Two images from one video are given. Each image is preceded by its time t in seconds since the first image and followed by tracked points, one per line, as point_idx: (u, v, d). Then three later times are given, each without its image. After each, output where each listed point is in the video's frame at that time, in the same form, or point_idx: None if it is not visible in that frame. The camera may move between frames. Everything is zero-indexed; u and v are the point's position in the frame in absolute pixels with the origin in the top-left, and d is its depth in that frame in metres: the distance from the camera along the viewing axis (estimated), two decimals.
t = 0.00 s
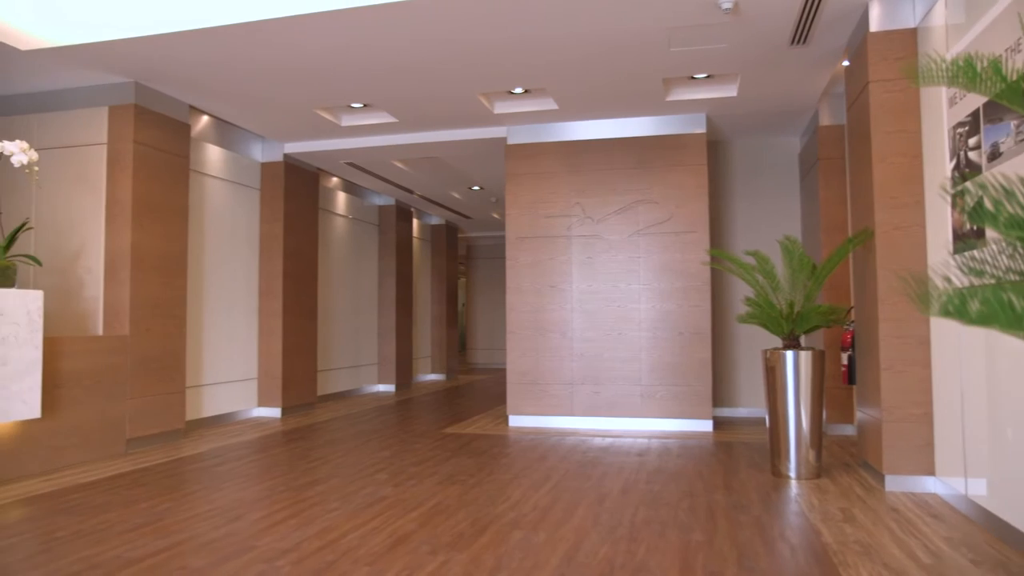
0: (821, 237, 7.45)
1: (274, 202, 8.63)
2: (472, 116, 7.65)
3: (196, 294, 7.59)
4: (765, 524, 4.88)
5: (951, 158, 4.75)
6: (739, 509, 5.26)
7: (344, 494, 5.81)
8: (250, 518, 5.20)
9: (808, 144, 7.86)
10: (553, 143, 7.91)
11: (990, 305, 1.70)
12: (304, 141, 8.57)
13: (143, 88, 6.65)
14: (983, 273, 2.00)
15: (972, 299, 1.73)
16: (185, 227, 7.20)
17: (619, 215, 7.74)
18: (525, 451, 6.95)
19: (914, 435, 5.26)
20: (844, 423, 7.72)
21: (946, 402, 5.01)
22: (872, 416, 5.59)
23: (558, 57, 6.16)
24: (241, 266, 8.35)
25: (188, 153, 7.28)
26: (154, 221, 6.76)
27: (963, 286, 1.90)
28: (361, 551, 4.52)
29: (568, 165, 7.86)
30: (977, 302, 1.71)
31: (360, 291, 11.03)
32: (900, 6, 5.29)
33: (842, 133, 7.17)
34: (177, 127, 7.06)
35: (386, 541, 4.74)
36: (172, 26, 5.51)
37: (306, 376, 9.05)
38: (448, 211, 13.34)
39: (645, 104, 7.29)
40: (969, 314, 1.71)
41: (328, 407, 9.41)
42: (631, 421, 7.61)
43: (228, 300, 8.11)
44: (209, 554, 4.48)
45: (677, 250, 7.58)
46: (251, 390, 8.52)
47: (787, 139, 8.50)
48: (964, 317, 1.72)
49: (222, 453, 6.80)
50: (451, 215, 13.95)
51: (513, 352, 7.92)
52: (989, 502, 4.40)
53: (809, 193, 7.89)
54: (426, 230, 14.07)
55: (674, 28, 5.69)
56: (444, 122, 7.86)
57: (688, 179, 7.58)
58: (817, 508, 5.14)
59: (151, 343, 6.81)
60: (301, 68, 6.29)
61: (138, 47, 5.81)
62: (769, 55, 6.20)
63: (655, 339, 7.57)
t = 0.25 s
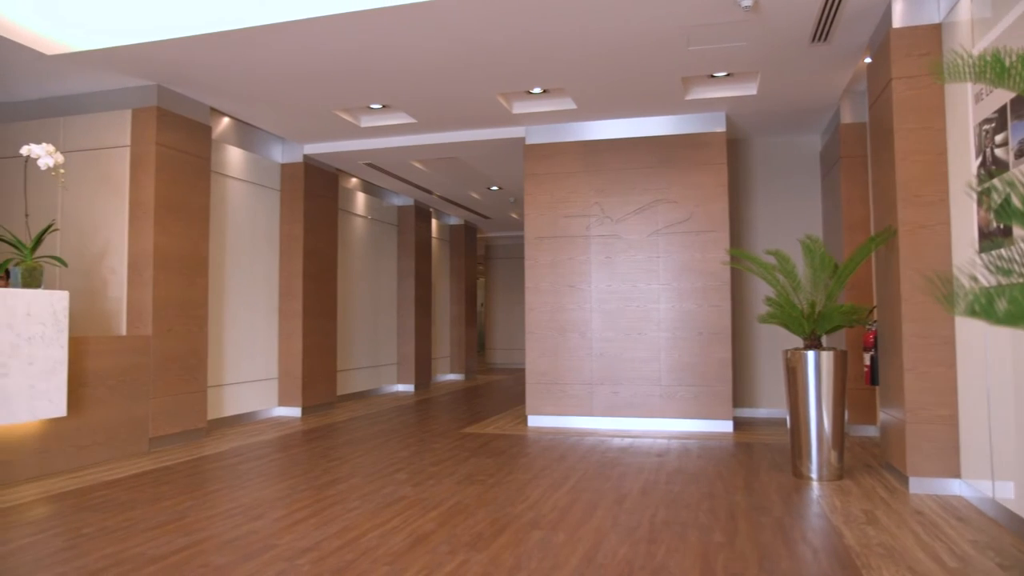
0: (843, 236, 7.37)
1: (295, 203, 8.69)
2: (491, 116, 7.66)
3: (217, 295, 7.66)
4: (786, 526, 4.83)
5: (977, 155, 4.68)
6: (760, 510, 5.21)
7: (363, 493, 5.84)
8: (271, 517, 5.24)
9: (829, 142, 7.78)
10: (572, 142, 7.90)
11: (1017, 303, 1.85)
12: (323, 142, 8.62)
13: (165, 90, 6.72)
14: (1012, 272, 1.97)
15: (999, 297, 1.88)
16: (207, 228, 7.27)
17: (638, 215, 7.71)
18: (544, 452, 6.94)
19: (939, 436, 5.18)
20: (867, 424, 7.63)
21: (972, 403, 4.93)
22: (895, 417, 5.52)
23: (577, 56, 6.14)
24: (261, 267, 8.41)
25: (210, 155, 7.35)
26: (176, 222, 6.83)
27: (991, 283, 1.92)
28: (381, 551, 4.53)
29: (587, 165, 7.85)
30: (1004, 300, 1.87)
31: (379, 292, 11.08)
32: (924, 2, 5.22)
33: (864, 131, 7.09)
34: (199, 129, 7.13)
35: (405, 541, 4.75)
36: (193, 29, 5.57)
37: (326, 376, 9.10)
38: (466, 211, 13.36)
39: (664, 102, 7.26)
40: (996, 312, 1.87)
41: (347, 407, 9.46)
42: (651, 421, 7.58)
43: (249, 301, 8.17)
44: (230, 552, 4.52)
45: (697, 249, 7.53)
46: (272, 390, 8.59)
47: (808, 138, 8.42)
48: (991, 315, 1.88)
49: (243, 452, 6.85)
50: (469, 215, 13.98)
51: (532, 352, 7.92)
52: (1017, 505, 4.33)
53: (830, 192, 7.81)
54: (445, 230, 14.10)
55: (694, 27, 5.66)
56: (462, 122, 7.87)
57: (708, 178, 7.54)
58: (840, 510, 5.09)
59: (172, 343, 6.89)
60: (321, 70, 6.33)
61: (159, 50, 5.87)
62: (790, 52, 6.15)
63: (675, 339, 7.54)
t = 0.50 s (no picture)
0: (865, 235, 7.30)
1: (314, 203, 8.75)
2: (509, 116, 7.67)
3: (238, 295, 7.72)
4: (808, 527, 4.79)
5: (1003, 153, 4.61)
6: (781, 511, 5.17)
7: (382, 493, 5.86)
8: (290, 516, 5.27)
9: (851, 140, 7.70)
10: (591, 142, 7.88)
11: None
12: (342, 142, 8.66)
13: (187, 92, 6.79)
14: None
15: None
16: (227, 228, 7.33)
17: (657, 215, 7.68)
18: (563, 452, 6.93)
19: (964, 438, 5.11)
20: (889, 426, 7.55)
21: (998, 404, 4.86)
22: (918, 418, 5.46)
23: (594, 55, 6.13)
24: (281, 267, 8.47)
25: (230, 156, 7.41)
26: (197, 223, 6.89)
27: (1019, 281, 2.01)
28: (400, 550, 4.54)
29: (606, 165, 7.83)
30: None
31: (398, 292, 11.12)
32: None
33: (885, 129, 7.02)
34: (220, 130, 7.19)
35: (424, 540, 4.76)
36: (214, 32, 5.62)
37: (345, 376, 9.14)
38: (484, 211, 13.38)
39: (683, 101, 7.23)
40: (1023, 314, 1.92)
41: (365, 407, 9.50)
42: (670, 422, 7.54)
43: (269, 301, 8.23)
44: (251, 550, 4.55)
45: (716, 249, 7.49)
46: (291, 390, 8.64)
47: (829, 136, 8.35)
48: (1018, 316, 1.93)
49: (263, 451, 6.91)
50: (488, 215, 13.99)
51: (551, 352, 7.91)
52: None
53: (852, 191, 7.73)
54: (464, 230, 14.13)
55: (714, 25, 5.63)
56: (480, 122, 7.88)
57: (727, 178, 7.49)
58: (862, 512, 5.04)
59: (194, 342, 6.95)
60: (340, 71, 6.36)
61: (180, 53, 5.92)
62: (811, 50, 6.10)
63: (694, 339, 7.50)
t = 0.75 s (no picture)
0: (886, 234, 7.23)
1: (332, 204, 8.79)
2: (527, 116, 7.67)
3: (257, 296, 7.78)
4: (828, 529, 4.75)
5: None
6: (801, 513, 5.13)
7: (401, 492, 5.88)
8: (309, 515, 5.30)
9: (871, 138, 7.63)
10: (608, 141, 7.87)
11: None
12: (360, 143, 8.70)
13: (206, 94, 6.85)
14: None
15: None
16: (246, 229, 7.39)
17: (675, 214, 7.65)
18: (581, 452, 6.92)
19: (988, 439, 5.04)
20: (911, 427, 7.47)
21: None
22: (941, 419, 5.40)
23: (611, 54, 6.12)
24: (300, 268, 8.52)
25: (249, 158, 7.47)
26: (217, 224, 6.95)
27: None
28: (418, 549, 4.55)
29: (623, 164, 7.80)
30: None
31: (415, 292, 11.15)
32: None
33: (907, 127, 6.94)
34: (239, 131, 7.25)
35: (442, 540, 4.76)
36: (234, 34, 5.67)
37: (363, 376, 9.18)
38: (501, 211, 13.38)
39: (702, 100, 7.19)
40: None
41: (382, 407, 9.54)
42: (688, 422, 7.51)
43: (287, 301, 8.29)
44: (270, 548, 4.58)
45: (735, 248, 7.45)
46: (310, 389, 8.69)
47: (850, 134, 8.27)
48: None
49: (282, 450, 6.95)
50: (505, 215, 14.00)
51: (569, 352, 7.90)
52: None
53: (873, 189, 7.66)
54: (481, 230, 14.15)
55: (733, 24, 5.60)
56: (497, 122, 7.89)
57: (746, 177, 7.44)
58: (884, 514, 4.98)
59: (213, 342, 7.01)
60: (357, 72, 6.39)
61: (200, 55, 5.98)
62: (831, 48, 6.04)
63: (713, 339, 7.46)
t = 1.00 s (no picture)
0: (908, 233, 7.15)
1: (350, 204, 8.83)
2: (544, 116, 7.66)
3: (275, 296, 7.83)
4: (850, 531, 4.70)
5: None
6: (821, 514, 5.09)
7: (419, 491, 5.91)
8: (328, 513, 5.33)
9: (893, 136, 7.55)
10: (626, 141, 7.84)
11: None
12: (378, 144, 8.74)
13: (226, 96, 6.90)
14: None
15: None
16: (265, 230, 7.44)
17: (693, 214, 7.61)
18: (598, 452, 6.90)
19: (1013, 441, 4.97)
20: (934, 428, 7.39)
21: None
22: (965, 421, 5.33)
23: (629, 53, 6.09)
24: (318, 268, 8.58)
25: (268, 159, 7.52)
26: (236, 224, 7.00)
27: None
28: (436, 549, 4.56)
29: (641, 164, 7.78)
30: None
31: (433, 292, 11.17)
32: None
33: (929, 124, 6.86)
34: (258, 133, 7.30)
35: (460, 540, 4.77)
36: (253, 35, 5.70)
37: (381, 376, 9.21)
38: (518, 211, 13.39)
39: (720, 99, 7.15)
40: None
41: (400, 407, 9.57)
42: (707, 423, 7.47)
43: (306, 301, 8.34)
44: (289, 547, 4.61)
45: (754, 248, 7.40)
46: (328, 389, 8.74)
47: (871, 132, 8.19)
48: None
49: (301, 450, 6.99)
50: (522, 215, 14.00)
51: (587, 352, 7.89)
52: None
53: (894, 188, 7.58)
54: (499, 230, 14.16)
55: (751, 21, 5.56)
56: (515, 122, 7.89)
57: (764, 176, 7.39)
58: (906, 516, 4.93)
59: (233, 342, 7.07)
60: (375, 73, 6.42)
61: (220, 57, 6.03)
62: (851, 45, 5.99)
63: (732, 339, 7.41)
